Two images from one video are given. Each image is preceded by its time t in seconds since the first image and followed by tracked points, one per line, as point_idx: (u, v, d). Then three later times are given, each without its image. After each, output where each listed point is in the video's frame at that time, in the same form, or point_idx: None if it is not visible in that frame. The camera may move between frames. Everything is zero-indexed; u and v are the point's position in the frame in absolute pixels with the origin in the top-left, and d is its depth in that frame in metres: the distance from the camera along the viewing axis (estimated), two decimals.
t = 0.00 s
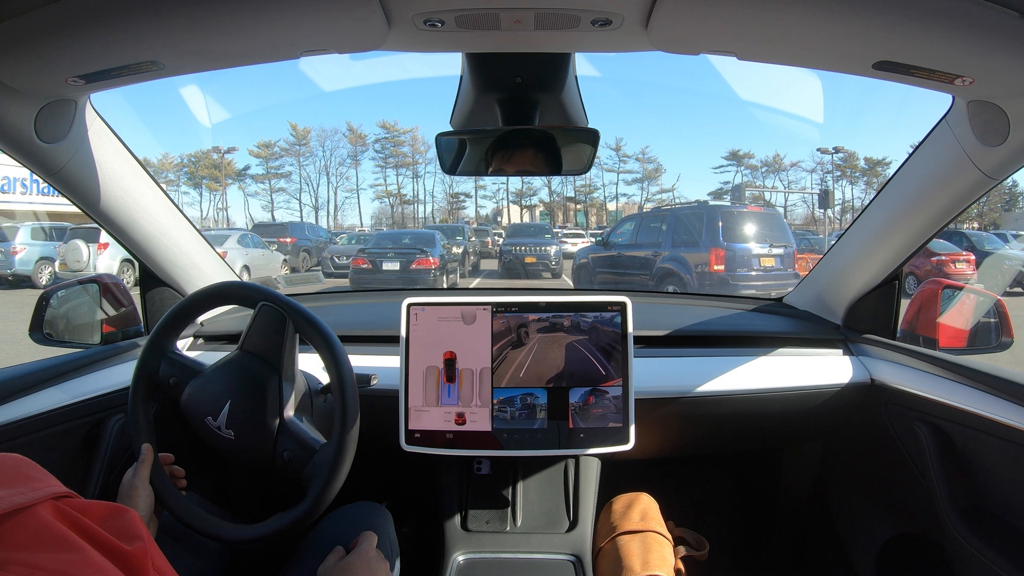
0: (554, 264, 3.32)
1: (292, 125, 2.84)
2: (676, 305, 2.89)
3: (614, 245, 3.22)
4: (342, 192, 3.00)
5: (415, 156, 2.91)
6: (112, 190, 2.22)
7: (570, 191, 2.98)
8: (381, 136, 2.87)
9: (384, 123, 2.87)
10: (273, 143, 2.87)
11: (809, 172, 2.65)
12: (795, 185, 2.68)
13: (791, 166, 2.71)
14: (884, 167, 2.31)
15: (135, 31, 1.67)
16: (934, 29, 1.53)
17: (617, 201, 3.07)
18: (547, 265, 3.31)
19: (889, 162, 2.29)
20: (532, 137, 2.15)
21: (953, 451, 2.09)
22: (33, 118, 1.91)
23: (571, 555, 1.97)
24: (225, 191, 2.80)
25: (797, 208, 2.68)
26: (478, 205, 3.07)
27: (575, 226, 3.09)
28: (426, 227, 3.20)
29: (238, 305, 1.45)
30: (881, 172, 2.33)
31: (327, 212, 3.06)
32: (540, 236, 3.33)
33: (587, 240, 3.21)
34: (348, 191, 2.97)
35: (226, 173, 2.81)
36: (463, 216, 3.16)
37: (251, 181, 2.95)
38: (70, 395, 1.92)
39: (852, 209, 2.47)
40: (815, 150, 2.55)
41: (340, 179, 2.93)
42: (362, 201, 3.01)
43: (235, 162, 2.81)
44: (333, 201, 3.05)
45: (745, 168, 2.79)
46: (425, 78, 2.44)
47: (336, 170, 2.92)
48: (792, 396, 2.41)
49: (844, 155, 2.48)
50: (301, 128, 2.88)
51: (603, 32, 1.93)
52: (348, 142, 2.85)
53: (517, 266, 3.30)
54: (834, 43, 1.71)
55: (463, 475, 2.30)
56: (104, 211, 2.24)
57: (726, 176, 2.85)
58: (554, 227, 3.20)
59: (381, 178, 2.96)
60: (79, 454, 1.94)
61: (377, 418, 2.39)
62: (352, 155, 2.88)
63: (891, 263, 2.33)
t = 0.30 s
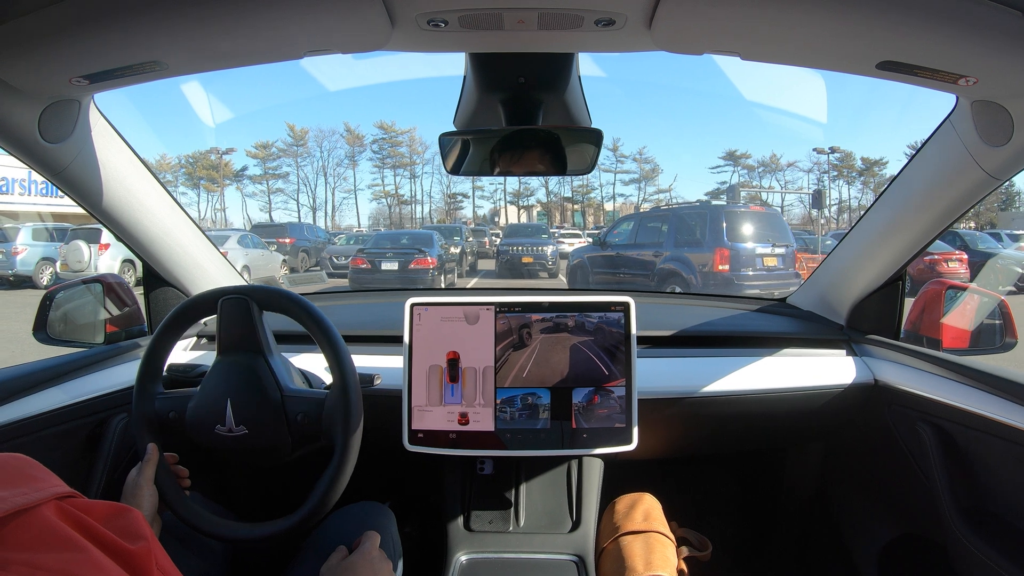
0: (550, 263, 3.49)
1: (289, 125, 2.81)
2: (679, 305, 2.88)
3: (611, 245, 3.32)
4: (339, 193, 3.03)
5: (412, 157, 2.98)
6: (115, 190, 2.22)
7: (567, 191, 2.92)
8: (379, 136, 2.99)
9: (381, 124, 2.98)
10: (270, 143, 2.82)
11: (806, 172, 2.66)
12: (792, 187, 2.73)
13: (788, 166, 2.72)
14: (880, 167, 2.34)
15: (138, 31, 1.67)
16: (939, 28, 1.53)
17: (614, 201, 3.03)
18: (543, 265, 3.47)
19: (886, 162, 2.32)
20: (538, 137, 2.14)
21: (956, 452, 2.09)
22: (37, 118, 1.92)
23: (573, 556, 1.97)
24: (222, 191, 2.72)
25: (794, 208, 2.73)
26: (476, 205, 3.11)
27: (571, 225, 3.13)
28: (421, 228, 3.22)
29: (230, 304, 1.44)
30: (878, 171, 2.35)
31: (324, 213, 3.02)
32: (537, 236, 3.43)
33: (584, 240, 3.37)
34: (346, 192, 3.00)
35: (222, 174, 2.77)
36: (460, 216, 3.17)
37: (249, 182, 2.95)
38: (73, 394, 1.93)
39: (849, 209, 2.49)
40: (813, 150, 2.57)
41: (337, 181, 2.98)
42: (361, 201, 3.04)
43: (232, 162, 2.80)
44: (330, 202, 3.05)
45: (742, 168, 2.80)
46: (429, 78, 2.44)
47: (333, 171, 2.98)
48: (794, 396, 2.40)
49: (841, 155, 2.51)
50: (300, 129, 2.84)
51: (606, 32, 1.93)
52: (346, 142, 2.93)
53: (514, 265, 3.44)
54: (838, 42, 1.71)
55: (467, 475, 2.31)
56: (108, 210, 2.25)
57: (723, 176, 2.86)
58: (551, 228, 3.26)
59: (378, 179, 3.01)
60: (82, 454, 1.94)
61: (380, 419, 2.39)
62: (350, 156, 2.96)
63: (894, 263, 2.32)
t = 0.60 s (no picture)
0: (545, 263, 3.33)
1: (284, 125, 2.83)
2: (680, 306, 2.88)
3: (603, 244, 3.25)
4: (334, 193, 3.03)
5: (407, 157, 2.98)
6: (116, 190, 2.23)
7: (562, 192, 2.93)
8: (373, 137, 2.95)
9: (376, 124, 2.94)
10: (266, 143, 2.82)
11: (799, 172, 2.65)
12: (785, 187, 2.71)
13: (781, 165, 2.73)
14: (874, 167, 2.37)
15: (140, 32, 1.67)
16: (940, 28, 1.52)
17: (608, 201, 3.13)
18: (537, 265, 3.32)
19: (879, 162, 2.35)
20: (540, 138, 2.14)
21: (957, 452, 2.09)
22: (38, 119, 1.92)
23: (575, 556, 1.97)
24: (217, 192, 2.69)
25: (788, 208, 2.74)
26: (470, 205, 3.16)
27: (567, 226, 3.17)
28: (417, 228, 3.32)
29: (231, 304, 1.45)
30: (872, 172, 2.38)
31: (319, 214, 3.10)
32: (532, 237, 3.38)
33: (579, 240, 3.29)
34: (341, 192, 3.01)
35: (217, 174, 2.75)
36: (455, 216, 3.29)
37: (244, 182, 2.94)
38: (74, 395, 1.94)
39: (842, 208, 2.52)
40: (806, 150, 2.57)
41: (332, 181, 2.99)
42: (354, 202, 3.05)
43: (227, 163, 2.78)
44: (325, 202, 3.08)
45: (736, 167, 2.80)
46: (431, 79, 2.45)
47: (328, 171, 2.99)
48: (795, 397, 2.40)
49: (835, 155, 2.53)
50: (294, 129, 2.82)
51: (607, 32, 1.93)
52: (340, 143, 2.94)
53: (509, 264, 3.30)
54: (840, 42, 1.71)
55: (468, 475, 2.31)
56: (109, 211, 2.25)
57: (717, 175, 2.87)
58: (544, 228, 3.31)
59: (373, 179, 3.02)
60: (83, 454, 1.95)
61: (382, 419, 2.39)
62: (344, 156, 2.97)
63: (895, 264, 2.32)
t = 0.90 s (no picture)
0: (537, 263, 3.39)
1: (278, 126, 2.83)
2: (680, 306, 2.88)
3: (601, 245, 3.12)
4: (328, 193, 3.00)
5: (401, 157, 2.94)
6: (114, 190, 2.22)
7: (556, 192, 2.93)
8: (367, 137, 2.93)
9: (370, 124, 2.92)
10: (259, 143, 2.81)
11: (793, 172, 2.66)
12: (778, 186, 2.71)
13: (775, 166, 2.72)
14: (866, 167, 2.38)
15: (140, 32, 1.67)
16: (938, 28, 1.53)
17: (602, 201, 3.00)
18: (531, 264, 3.39)
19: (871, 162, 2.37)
20: (539, 137, 2.14)
21: (956, 452, 2.09)
22: (37, 120, 1.92)
23: (574, 556, 1.97)
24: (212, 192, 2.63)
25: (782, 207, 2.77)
26: (464, 205, 3.08)
27: (560, 226, 3.09)
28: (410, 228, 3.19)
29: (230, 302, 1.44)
30: (864, 171, 2.39)
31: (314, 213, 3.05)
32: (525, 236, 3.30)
33: (572, 240, 3.17)
34: (334, 192, 2.97)
35: (212, 175, 2.64)
36: (449, 216, 3.16)
37: (238, 183, 2.93)
38: (73, 395, 1.94)
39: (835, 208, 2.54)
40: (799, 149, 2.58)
41: (326, 180, 2.93)
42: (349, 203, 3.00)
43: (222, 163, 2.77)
44: (319, 203, 3.03)
45: (729, 167, 2.76)
46: (430, 79, 2.44)
47: (322, 171, 2.92)
48: (795, 397, 2.40)
49: (828, 156, 2.54)
50: (287, 129, 2.85)
51: (605, 32, 1.93)
52: (334, 143, 2.90)
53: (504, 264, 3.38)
54: (840, 42, 1.71)
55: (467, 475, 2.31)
56: (108, 211, 2.25)
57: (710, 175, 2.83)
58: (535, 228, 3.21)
59: (367, 179, 2.98)
60: (83, 454, 1.95)
61: (381, 419, 2.39)
62: (338, 156, 2.91)
63: (893, 263, 2.32)
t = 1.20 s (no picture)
0: (532, 262, 3.20)
1: (272, 126, 2.82)
2: (676, 306, 2.88)
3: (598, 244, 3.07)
4: (322, 193, 3.00)
5: (395, 157, 2.95)
6: (111, 190, 2.22)
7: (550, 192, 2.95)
8: (362, 137, 2.91)
9: (365, 124, 2.89)
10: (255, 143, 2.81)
11: (786, 172, 2.69)
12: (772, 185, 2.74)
13: (768, 165, 2.75)
14: (859, 167, 2.40)
15: (135, 32, 1.66)
16: (935, 28, 1.53)
17: (596, 200, 3.05)
18: (524, 263, 3.21)
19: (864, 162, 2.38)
20: (535, 137, 2.15)
21: (952, 451, 2.09)
22: (33, 120, 1.91)
23: (571, 555, 1.97)
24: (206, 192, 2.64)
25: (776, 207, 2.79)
26: (459, 205, 3.15)
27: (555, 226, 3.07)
28: (405, 228, 3.19)
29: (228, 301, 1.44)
30: (857, 171, 2.41)
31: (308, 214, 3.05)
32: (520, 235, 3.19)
33: (566, 241, 3.07)
34: (329, 192, 2.99)
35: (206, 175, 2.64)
36: (443, 216, 3.20)
37: (233, 183, 2.92)
38: (70, 395, 1.93)
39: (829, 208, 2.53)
40: (793, 149, 2.61)
41: (321, 181, 2.96)
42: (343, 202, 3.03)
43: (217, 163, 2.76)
44: (314, 202, 3.04)
45: (723, 167, 2.81)
46: (425, 79, 2.44)
47: (317, 171, 2.95)
48: (792, 396, 2.41)
49: (822, 155, 2.55)
50: (282, 129, 2.85)
51: (602, 32, 1.93)
52: (328, 142, 2.89)
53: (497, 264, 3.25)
54: (836, 42, 1.71)
55: (464, 475, 2.31)
56: (104, 211, 2.25)
57: (704, 175, 2.81)
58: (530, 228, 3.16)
59: (362, 179, 2.98)
60: (80, 455, 1.94)
61: (377, 420, 2.39)
62: (332, 156, 2.90)
63: (889, 263, 2.33)
